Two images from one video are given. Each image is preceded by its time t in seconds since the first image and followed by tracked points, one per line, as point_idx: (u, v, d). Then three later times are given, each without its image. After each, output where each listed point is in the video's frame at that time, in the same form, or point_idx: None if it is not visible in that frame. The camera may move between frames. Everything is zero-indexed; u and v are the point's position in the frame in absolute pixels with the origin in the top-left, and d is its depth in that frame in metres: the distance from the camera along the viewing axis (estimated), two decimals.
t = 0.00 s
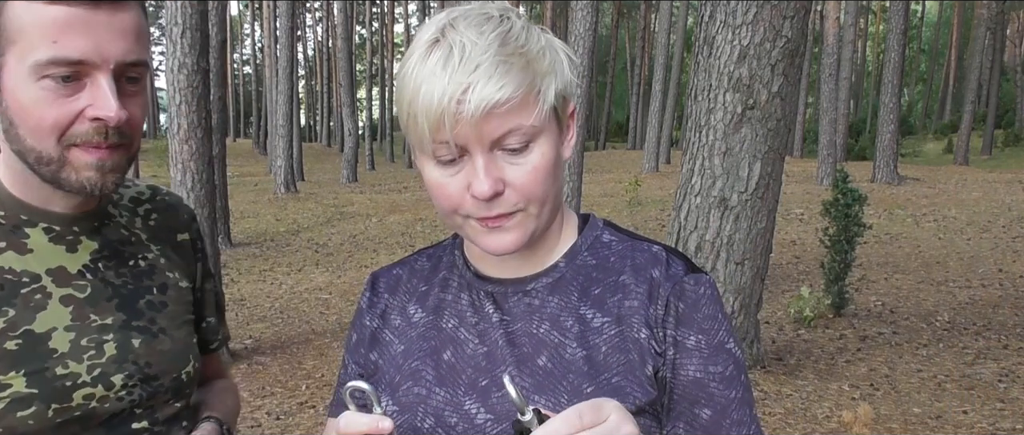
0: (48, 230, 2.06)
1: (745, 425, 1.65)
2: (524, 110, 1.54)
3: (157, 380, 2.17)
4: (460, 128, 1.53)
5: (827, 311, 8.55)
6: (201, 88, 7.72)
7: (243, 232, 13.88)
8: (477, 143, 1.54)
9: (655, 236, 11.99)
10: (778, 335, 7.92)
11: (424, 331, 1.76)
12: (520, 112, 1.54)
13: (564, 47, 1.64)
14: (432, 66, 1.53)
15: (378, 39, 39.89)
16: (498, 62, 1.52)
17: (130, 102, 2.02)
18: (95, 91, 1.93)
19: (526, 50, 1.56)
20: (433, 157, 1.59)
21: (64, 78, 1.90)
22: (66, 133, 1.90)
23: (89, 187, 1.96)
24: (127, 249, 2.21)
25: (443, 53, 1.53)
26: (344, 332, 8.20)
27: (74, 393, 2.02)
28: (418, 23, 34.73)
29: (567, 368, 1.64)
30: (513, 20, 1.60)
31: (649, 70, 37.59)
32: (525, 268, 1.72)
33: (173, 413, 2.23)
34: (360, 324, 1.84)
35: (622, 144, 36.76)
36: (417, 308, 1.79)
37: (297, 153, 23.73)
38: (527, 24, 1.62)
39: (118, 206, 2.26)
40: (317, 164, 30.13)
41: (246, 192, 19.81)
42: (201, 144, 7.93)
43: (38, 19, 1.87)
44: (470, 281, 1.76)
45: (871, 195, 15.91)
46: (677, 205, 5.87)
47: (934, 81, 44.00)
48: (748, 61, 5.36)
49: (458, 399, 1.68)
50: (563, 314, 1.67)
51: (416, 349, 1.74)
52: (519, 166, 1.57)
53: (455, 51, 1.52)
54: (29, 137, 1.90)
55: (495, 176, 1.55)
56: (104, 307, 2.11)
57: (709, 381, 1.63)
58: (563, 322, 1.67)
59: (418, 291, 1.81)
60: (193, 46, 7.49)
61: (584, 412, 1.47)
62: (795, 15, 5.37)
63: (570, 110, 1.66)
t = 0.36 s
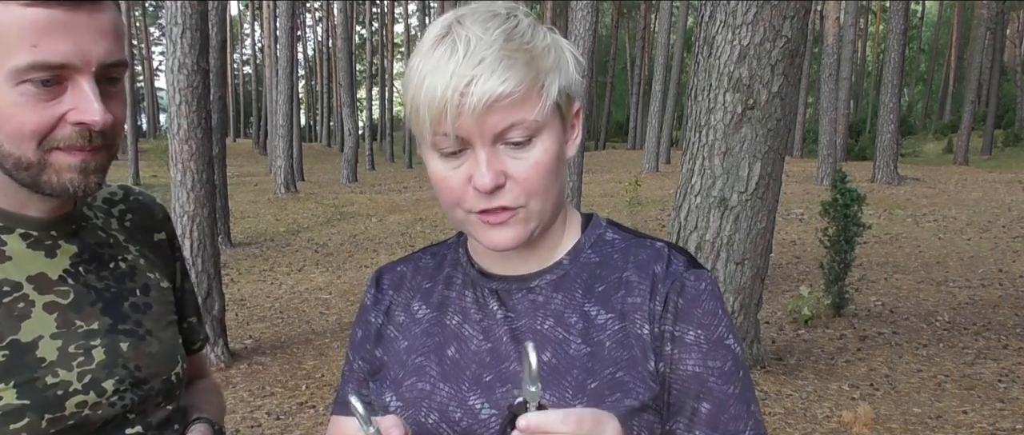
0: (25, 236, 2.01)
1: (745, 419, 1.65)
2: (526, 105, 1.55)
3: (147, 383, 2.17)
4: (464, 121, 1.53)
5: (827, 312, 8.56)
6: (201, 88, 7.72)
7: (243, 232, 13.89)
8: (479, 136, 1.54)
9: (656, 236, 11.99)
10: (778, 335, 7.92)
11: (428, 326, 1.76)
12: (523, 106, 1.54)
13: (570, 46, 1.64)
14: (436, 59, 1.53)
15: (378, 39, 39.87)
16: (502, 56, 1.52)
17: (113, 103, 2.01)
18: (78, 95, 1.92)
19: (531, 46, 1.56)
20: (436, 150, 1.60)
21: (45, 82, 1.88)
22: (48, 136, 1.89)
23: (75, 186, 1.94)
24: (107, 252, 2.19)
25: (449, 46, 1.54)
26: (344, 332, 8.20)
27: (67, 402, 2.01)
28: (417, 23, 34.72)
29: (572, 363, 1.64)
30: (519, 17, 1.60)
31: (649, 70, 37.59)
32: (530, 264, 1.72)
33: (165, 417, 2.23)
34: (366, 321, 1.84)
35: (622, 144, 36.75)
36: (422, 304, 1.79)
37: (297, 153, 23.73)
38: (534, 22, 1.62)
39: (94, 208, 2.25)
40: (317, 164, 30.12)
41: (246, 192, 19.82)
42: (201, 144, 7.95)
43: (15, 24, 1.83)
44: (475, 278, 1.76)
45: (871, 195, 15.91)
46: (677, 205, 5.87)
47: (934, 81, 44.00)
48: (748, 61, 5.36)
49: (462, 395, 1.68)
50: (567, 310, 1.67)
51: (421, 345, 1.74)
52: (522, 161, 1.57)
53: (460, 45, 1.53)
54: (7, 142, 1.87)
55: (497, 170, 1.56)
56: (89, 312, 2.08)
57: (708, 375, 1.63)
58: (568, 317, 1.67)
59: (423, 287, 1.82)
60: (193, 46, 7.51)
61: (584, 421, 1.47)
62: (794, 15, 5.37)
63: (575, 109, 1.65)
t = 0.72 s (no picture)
0: (31, 236, 2.02)
1: (740, 423, 1.64)
2: (541, 89, 1.58)
3: (155, 383, 2.16)
4: (480, 98, 1.58)
5: (827, 311, 8.56)
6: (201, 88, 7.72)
7: (243, 232, 13.89)
8: (494, 115, 1.59)
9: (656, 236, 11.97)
10: (778, 335, 7.92)
11: (440, 318, 1.75)
12: (538, 90, 1.58)
13: (594, 44, 1.68)
14: (460, 40, 1.60)
15: (378, 39, 39.87)
16: (521, 39, 1.57)
17: (120, 105, 2.02)
18: (87, 97, 1.92)
19: (553, 35, 1.61)
20: (452, 129, 1.64)
21: (52, 85, 1.88)
22: (54, 140, 1.89)
23: (81, 187, 1.94)
24: (113, 252, 2.20)
25: (474, 29, 1.60)
26: (344, 332, 8.19)
27: (73, 403, 2.00)
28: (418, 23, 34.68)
29: (585, 358, 1.64)
30: (547, 9, 1.66)
31: (649, 70, 37.58)
32: (544, 263, 1.73)
33: (174, 416, 2.22)
34: (379, 312, 1.81)
35: (622, 144, 36.74)
36: (434, 296, 1.78)
37: (297, 153, 23.72)
38: (561, 17, 1.67)
39: (101, 207, 2.25)
40: (317, 164, 30.10)
41: (246, 192, 19.81)
42: (201, 144, 7.96)
43: (25, 27, 1.83)
44: (488, 274, 1.76)
45: (871, 195, 15.90)
46: (677, 205, 5.87)
47: (934, 81, 43.99)
48: (748, 61, 5.36)
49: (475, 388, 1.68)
50: (581, 308, 1.67)
51: (432, 337, 1.74)
52: (533, 144, 1.60)
53: (483, 28, 1.60)
54: (11, 145, 1.87)
55: (508, 149, 1.58)
56: (95, 313, 2.08)
57: (706, 377, 1.63)
58: (582, 315, 1.67)
59: (435, 279, 1.81)
60: (193, 46, 7.50)
61: None
62: (795, 15, 5.37)
63: (594, 104, 1.68)
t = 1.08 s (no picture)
0: (42, 235, 2.01)
1: (752, 420, 1.65)
2: (547, 86, 1.58)
3: (164, 381, 2.16)
4: (486, 95, 1.58)
5: (827, 311, 8.55)
6: (200, 88, 7.71)
7: (243, 232, 13.87)
8: (499, 111, 1.58)
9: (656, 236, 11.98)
10: (778, 335, 7.93)
11: (447, 317, 1.74)
12: (544, 87, 1.58)
13: (599, 46, 1.68)
14: (468, 37, 1.60)
15: (377, 39, 39.85)
16: (528, 38, 1.58)
17: (131, 104, 2.01)
18: (97, 97, 1.92)
19: (560, 35, 1.61)
20: (458, 127, 1.64)
21: (64, 85, 1.88)
22: (66, 138, 1.89)
23: (88, 185, 1.93)
24: (122, 251, 2.19)
25: (482, 26, 1.60)
26: (344, 332, 8.19)
27: (84, 401, 2.00)
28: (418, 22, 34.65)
29: (595, 357, 1.63)
30: (554, 10, 1.67)
31: (648, 70, 37.57)
32: (551, 262, 1.72)
33: (183, 415, 2.22)
34: (385, 312, 1.81)
35: (622, 144, 36.73)
36: (440, 295, 1.78)
37: (297, 153, 23.71)
38: (568, 18, 1.68)
39: (109, 207, 2.24)
40: (317, 164, 30.08)
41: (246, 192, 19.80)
42: (201, 144, 7.97)
43: (37, 26, 1.83)
44: (495, 274, 1.75)
45: (871, 195, 15.90)
46: (677, 205, 5.87)
47: (934, 80, 43.99)
48: (748, 61, 5.36)
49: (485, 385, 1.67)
50: (590, 306, 1.67)
51: (440, 336, 1.73)
52: (539, 141, 1.60)
53: (491, 26, 1.60)
54: (23, 144, 1.87)
55: (513, 146, 1.58)
56: (104, 312, 2.08)
57: (717, 375, 1.63)
58: (591, 314, 1.66)
59: (441, 278, 1.81)
60: (193, 45, 7.49)
61: None
62: (795, 15, 5.37)
63: (598, 105, 1.68)
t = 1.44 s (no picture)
0: (49, 234, 2.02)
1: (752, 415, 1.65)
2: (539, 81, 1.58)
3: (168, 380, 2.16)
4: (479, 91, 1.58)
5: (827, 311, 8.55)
6: (200, 87, 7.71)
7: (244, 231, 13.87)
8: (492, 107, 1.59)
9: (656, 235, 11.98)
10: (778, 334, 7.92)
11: (451, 315, 1.75)
12: (536, 82, 1.58)
13: (595, 42, 1.68)
14: (461, 34, 1.61)
15: (378, 39, 39.83)
16: (520, 34, 1.58)
17: (139, 106, 2.01)
18: (105, 98, 1.92)
19: (552, 31, 1.61)
20: (454, 124, 1.65)
21: (73, 85, 1.88)
22: (73, 138, 1.89)
23: (91, 185, 1.93)
24: (128, 250, 2.19)
25: (475, 24, 1.61)
26: (344, 332, 8.19)
27: (88, 399, 2.00)
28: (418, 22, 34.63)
29: (596, 353, 1.63)
30: (548, 6, 1.66)
31: (649, 69, 37.54)
32: (553, 259, 1.72)
33: (187, 414, 2.22)
34: (388, 310, 1.81)
35: (622, 143, 36.69)
36: (444, 293, 1.78)
37: (297, 152, 23.70)
38: (562, 14, 1.67)
39: (116, 206, 2.24)
40: (317, 163, 30.07)
41: (246, 191, 19.80)
42: (201, 144, 7.99)
43: (47, 26, 1.83)
44: (497, 271, 1.76)
45: (871, 194, 15.89)
46: (677, 205, 5.88)
47: (934, 80, 43.98)
48: (748, 60, 5.35)
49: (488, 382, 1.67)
50: (591, 303, 1.67)
51: (444, 334, 1.73)
52: (532, 136, 1.60)
53: (483, 23, 1.60)
54: (31, 143, 1.87)
55: (506, 142, 1.59)
56: (109, 310, 2.08)
57: (716, 370, 1.63)
58: (592, 310, 1.66)
59: (445, 276, 1.81)
60: (193, 45, 7.47)
61: None
62: (795, 14, 5.37)
63: (594, 100, 1.68)
